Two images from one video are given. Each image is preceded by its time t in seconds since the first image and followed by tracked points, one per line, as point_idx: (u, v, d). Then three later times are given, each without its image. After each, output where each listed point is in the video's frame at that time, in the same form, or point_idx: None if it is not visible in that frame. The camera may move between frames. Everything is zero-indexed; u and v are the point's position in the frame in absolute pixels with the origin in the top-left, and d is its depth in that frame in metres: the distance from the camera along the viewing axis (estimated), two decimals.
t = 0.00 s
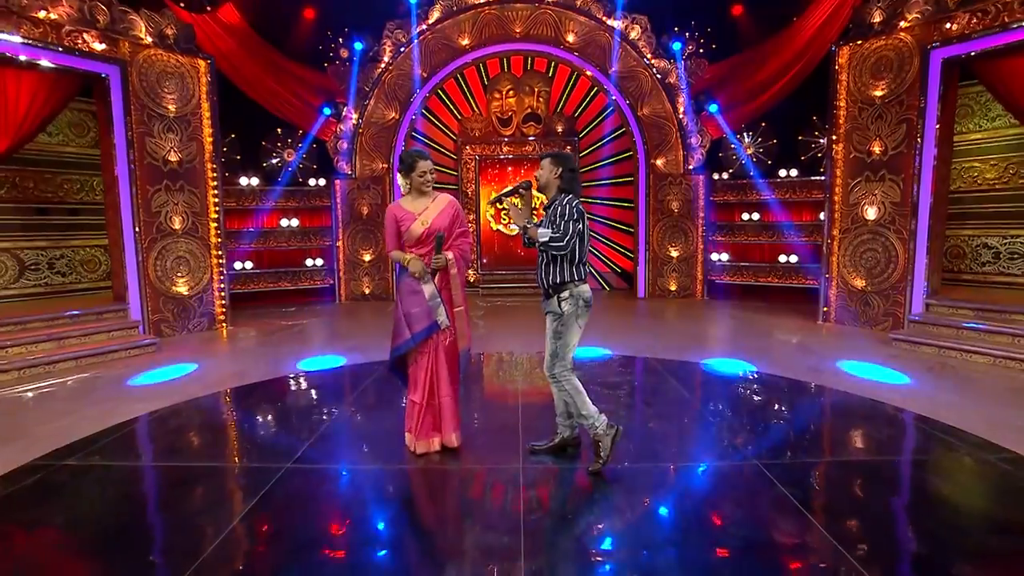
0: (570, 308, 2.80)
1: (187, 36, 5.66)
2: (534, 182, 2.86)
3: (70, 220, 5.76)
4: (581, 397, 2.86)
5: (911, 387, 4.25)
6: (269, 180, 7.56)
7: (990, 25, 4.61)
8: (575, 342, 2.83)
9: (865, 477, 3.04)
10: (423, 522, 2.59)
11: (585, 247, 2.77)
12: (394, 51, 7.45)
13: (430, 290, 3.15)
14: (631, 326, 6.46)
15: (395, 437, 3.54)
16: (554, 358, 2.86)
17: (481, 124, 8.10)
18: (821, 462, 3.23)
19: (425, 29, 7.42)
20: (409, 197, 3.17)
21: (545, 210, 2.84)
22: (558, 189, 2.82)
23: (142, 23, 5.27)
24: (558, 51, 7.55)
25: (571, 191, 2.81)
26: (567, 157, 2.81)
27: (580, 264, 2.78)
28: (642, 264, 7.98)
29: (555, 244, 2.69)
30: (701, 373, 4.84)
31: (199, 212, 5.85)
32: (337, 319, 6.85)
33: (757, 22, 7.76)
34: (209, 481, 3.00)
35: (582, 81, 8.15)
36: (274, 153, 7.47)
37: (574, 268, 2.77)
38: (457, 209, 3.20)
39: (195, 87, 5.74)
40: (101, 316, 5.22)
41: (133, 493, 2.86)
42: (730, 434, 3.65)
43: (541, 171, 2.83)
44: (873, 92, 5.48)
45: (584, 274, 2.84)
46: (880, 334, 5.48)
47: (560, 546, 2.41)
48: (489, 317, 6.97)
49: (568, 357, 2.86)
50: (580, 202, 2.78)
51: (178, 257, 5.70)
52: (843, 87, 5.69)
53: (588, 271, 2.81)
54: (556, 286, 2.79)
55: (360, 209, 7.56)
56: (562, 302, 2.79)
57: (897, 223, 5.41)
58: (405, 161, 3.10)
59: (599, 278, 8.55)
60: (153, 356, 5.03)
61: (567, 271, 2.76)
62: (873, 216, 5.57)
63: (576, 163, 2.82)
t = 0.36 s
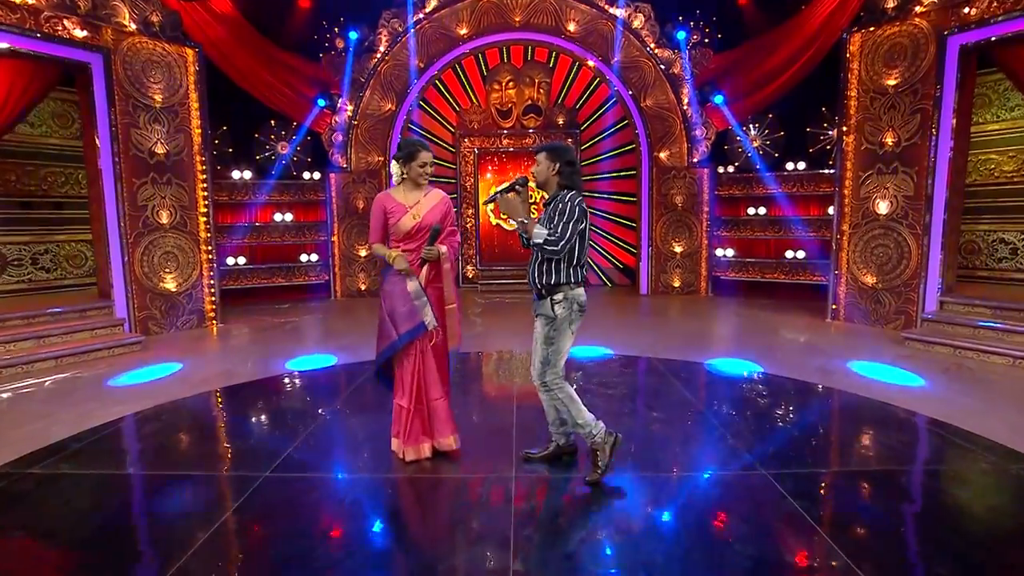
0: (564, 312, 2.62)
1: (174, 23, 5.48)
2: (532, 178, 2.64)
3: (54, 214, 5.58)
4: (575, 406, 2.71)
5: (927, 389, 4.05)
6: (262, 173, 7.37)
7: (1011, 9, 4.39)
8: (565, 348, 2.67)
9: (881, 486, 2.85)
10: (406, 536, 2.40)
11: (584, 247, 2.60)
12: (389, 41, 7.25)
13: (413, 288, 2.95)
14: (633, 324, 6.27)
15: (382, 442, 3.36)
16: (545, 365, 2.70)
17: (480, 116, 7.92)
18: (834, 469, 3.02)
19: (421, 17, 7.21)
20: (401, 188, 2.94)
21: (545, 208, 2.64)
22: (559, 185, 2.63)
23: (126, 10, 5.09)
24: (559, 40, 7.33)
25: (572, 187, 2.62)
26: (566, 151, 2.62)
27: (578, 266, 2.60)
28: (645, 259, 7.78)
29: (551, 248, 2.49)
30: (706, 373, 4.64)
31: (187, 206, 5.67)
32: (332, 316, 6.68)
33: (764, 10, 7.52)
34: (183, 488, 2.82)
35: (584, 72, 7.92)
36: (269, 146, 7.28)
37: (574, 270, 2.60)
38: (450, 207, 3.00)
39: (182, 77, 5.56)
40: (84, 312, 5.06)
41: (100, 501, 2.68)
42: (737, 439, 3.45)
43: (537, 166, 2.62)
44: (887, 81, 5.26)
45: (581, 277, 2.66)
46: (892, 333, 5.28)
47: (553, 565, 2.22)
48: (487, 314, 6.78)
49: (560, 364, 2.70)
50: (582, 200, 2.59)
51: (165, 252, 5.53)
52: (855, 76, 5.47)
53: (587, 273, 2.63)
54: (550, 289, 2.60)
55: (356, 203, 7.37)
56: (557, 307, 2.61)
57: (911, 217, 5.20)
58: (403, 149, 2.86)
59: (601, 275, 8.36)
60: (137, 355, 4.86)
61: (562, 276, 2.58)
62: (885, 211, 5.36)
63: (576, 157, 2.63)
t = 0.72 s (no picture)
0: (561, 310, 2.43)
1: (167, 13, 5.35)
2: (524, 165, 2.48)
3: (45, 209, 5.49)
4: (574, 410, 2.52)
5: (948, 395, 3.83)
6: (260, 169, 7.24)
7: None
8: (567, 348, 2.47)
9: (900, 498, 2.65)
10: (385, 555, 2.23)
11: (576, 236, 2.43)
12: (389, 33, 7.08)
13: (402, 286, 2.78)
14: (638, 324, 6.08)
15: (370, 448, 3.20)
16: (544, 367, 2.51)
17: (484, 110, 7.72)
18: (849, 481, 2.82)
19: (422, 8, 7.03)
20: (385, 181, 2.78)
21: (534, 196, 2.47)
22: (548, 176, 2.45)
23: None
24: (563, 31, 7.13)
25: (564, 177, 2.44)
26: (561, 140, 2.44)
27: (573, 255, 2.43)
28: (651, 257, 7.59)
29: (510, 207, 2.36)
30: (713, 376, 4.46)
31: (180, 202, 5.54)
32: (329, 315, 6.55)
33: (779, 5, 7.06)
34: (156, 499, 2.66)
35: (590, 64, 7.72)
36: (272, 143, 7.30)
37: (567, 261, 2.42)
38: (436, 203, 2.84)
39: (175, 71, 5.43)
40: (73, 311, 4.94)
41: (67, 512, 2.53)
42: (744, 446, 3.26)
43: (530, 153, 2.44)
44: (905, 72, 5.03)
45: (578, 269, 2.48)
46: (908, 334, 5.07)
47: None
48: (488, 313, 6.63)
49: (560, 366, 2.49)
50: (574, 191, 2.41)
51: (158, 249, 5.40)
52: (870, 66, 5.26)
53: (582, 264, 2.46)
54: (546, 282, 2.43)
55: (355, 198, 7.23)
56: (552, 302, 2.43)
57: (929, 214, 4.97)
58: (388, 140, 2.70)
59: (606, 273, 8.18)
60: (126, 355, 4.74)
61: (555, 266, 2.41)
62: (902, 207, 5.14)
63: (572, 147, 2.45)
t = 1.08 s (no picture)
0: (544, 318, 2.30)
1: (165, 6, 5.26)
2: (519, 163, 2.31)
3: (45, 207, 5.55)
4: (560, 425, 2.39)
5: (974, 403, 3.61)
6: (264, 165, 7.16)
7: None
8: (548, 360, 2.36)
9: (922, 515, 2.45)
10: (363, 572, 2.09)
11: (570, 245, 2.27)
12: (395, 27, 6.93)
13: (406, 288, 2.68)
14: (648, 325, 5.90)
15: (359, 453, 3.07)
16: (524, 378, 2.39)
17: (491, 105, 7.59)
18: (867, 495, 2.63)
19: None
20: (371, 180, 2.64)
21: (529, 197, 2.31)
22: (545, 173, 2.28)
23: None
24: (573, 24, 6.96)
25: (559, 177, 2.27)
26: (560, 136, 2.26)
27: (565, 265, 2.27)
28: (662, 256, 7.39)
29: (515, 240, 2.17)
30: (724, 380, 4.26)
31: (180, 199, 5.47)
32: (333, 313, 6.45)
33: None
34: (132, 508, 2.55)
35: (600, 58, 7.55)
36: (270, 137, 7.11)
37: (558, 274, 2.27)
38: (423, 197, 2.70)
39: (175, 66, 5.35)
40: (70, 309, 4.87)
41: (40, 520, 2.44)
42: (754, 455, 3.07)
43: (527, 149, 2.27)
44: (929, 61, 4.78)
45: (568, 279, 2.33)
46: (931, 337, 4.83)
47: None
48: (493, 313, 6.48)
49: (540, 378, 2.37)
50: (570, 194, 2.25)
51: (157, 247, 5.33)
52: (892, 55, 5.01)
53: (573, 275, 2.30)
54: (530, 291, 2.29)
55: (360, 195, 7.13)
56: (536, 312, 2.29)
57: (954, 211, 4.72)
58: (375, 139, 2.56)
59: (616, 271, 8.00)
60: (122, 354, 4.67)
61: (543, 276, 2.26)
62: (924, 203, 4.90)
63: (570, 144, 2.26)
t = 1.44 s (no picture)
0: (546, 316, 2.15)
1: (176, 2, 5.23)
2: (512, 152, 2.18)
3: (60, 204, 5.69)
4: (561, 428, 2.24)
5: (1013, 414, 3.35)
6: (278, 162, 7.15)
7: None
8: (551, 359, 2.19)
9: (955, 539, 2.24)
10: None
11: (564, 237, 2.14)
12: (409, 22, 6.84)
13: (398, 291, 2.57)
14: (664, 326, 5.70)
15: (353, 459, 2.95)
16: (524, 378, 2.23)
17: (507, 101, 7.43)
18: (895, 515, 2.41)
19: None
20: (363, 174, 2.53)
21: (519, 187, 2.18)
22: (536, 165, 2.14)
23: None
24: (590, 16, 6.76)
25: (552, 169, 2.13)
26: (558, 127, 2.12)
27: (561, 256, 2.14)
28: (682, 255, 7.17)
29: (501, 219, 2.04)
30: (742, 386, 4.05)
31: (191, 196, 5.45)
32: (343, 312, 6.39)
33: None
34: (116, 512, 2.47)
35: (618, 51, 7.34)
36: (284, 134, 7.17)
37: (557, 265, 2.13)
38: (420, 190, 2.60)
39: (185, 63, 5.32)
40: (80, 306, 4.88)
41: (20, 524, 2.37)
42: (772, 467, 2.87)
43: (522, 138, 2.14)
44: (967, 49, 4.50)
45: (568, 271, 2.19)
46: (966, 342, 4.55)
47: None
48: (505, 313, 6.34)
49: (542, 378, 2.21)
50: (563, 186, 2.11)
51: (167, 244, 5.32)
52: (927, 42, 4.69)
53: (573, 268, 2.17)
54: (531, 285, 2.15)
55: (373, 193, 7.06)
56: (537, 309, 2.15)
57: (993, 208, 4.45)
58: (365, 127, 2.44)
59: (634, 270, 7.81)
60: (128, 352, 4.65)
61: (542, 270, 2.13)
62: (959, 200, 4.62)
63: (568, 138, 2.12)
